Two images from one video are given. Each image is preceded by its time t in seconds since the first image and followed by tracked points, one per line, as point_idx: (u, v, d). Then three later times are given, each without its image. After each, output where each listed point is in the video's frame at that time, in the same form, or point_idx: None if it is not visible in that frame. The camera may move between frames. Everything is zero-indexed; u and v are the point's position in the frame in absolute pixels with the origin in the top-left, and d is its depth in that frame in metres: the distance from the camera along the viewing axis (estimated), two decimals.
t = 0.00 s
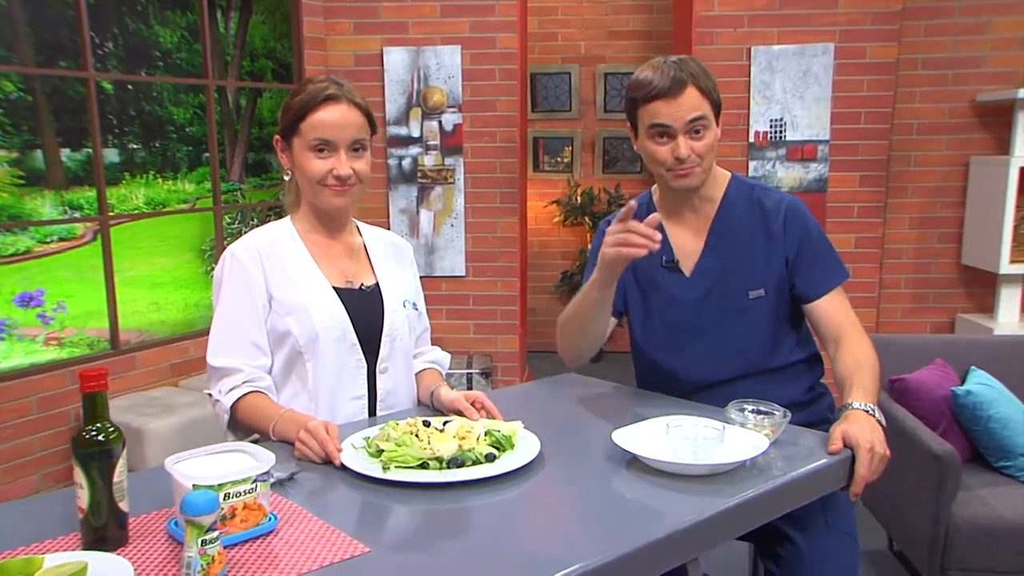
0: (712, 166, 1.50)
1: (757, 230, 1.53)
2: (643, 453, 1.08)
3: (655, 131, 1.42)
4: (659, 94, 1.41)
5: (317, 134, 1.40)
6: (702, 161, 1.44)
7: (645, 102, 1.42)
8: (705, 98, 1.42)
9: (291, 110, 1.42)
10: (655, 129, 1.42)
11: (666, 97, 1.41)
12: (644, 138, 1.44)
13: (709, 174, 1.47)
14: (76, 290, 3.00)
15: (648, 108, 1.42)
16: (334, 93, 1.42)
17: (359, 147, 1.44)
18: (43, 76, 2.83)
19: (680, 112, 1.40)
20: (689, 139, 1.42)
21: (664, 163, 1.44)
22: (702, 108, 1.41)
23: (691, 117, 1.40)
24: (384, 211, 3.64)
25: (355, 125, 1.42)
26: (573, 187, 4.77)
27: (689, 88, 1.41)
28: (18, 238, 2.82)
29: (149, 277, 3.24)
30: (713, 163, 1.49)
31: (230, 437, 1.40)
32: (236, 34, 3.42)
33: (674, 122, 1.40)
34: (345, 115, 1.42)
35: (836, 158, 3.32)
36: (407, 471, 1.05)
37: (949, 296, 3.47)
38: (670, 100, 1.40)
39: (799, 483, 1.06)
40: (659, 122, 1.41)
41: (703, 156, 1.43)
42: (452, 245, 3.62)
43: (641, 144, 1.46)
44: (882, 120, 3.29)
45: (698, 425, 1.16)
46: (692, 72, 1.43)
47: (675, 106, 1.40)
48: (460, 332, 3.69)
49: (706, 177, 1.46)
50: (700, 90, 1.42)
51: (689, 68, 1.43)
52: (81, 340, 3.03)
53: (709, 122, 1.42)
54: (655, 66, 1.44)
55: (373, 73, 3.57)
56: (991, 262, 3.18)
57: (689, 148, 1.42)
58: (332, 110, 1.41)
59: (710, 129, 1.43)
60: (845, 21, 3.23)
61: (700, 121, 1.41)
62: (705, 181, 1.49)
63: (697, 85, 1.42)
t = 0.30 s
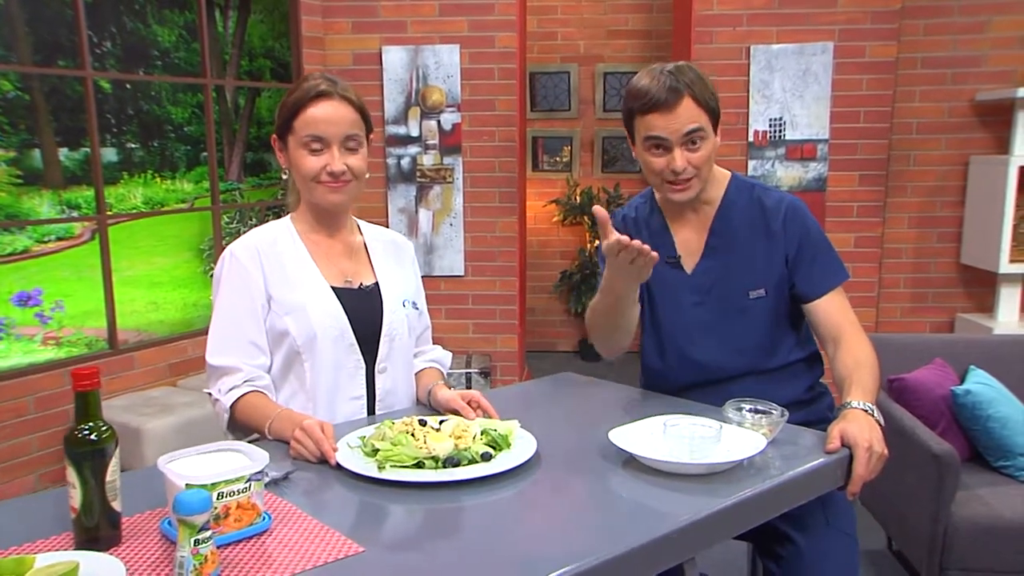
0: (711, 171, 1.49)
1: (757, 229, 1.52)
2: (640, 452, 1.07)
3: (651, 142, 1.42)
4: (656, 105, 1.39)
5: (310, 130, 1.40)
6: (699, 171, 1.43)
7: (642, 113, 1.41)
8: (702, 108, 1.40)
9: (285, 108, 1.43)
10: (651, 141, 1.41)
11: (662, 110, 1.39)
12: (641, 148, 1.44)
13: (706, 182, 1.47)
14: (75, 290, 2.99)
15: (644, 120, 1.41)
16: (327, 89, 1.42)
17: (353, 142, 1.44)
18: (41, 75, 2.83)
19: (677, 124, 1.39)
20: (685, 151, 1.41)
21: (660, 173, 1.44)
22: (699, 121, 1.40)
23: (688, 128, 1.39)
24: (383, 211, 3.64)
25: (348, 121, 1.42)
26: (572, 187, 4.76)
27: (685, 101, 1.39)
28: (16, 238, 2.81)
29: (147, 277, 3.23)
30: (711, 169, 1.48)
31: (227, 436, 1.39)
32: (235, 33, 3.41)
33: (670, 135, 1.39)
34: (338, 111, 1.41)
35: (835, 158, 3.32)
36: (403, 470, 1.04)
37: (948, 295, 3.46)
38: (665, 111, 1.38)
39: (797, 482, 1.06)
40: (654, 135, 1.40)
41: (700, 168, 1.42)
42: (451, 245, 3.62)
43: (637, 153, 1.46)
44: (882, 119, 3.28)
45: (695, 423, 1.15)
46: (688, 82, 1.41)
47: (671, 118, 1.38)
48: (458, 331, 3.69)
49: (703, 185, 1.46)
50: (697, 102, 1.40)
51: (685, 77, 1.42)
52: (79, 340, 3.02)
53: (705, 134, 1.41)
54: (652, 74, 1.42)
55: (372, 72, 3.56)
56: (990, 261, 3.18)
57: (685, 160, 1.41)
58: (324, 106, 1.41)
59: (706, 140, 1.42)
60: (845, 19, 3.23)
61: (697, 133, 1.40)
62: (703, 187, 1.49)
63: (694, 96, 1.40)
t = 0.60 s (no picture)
0: (720, 164, 1.49)
1: (765, 232, 1.52)
2: (642, 453, 1.07)
3: (663, 128, 1.42)
4: (668, 89, 1.39)
5: (310, 129, 1.40)
6: (709, 158, 1.43)
7: (654, 97, 1.41)
8: (714, 95, 1.40)
9: (286, 107, 1.43)
10: (663, 126, 1.41)
11: (675, 93, 1.39)
12: (652, 135, 1.44)
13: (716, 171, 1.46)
14: (78, 289, 3.00)
15: (656, 104, 1.41)
16: (327, 88, 1.42)
17: (353, 141, 1.44)
18: (44, 75, 2.83)
19: (689, 109, 1.39)
20: (697, 137, 1.41)
21: (670, 160, 1.43)
22: (712, 106, 1.40)
23: (700, 114, 1.39)
24: (386, 210, 3.64)
25: (347, 120, 1.42)
26: (575, 186, 4.75)
27: (699, 85, 1.39)
28: (19, 237, 2.81)
29: (150, 276, 3.24)
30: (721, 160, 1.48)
31: (227, 435, 1.39)
32: (238, 33, 3.41)
33: (682, 120, 1.39)
34: (338, 110, 1.41)
35: (839, 157, 3.31)
36: (404, 471, 1.04)
37: (953, 296, 3.45)
38: (677, 96, 1.38)
39: (799, 483, 1.05)
40: (666, 120, 1.40)
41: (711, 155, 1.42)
42: (454, 245, 3.61)
43: (648, 140, 1.45)
44: (886, 119, 3.27)
45: (697, 424, 1.15)
46: (701, 68, 1.41)
47: (683, 103, 1.39)
48: (461, 331, 3.68)
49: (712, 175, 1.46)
50: (710, 87, 1.40)
51: (698, 64, 1.42)
52: (83, 339, 3.03)
53: (718, 120, 1.41)
54: (665, 61, 1.43)
55: (375, 72, 3.56)
56: (995, 261, 3.16)
57: (697, 146, 1.41)
58: (324, 105, 1.41)
59: (718, 128, 1.42)
60: (849, 19, 3.22)
61: (709, 119, 1.40)
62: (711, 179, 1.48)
63: (707, 81, 1.40)
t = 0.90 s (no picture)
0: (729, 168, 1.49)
1: (770, 240, 1.50)
2: (647, 457, 1.06)
3: (675, 127, 1.41)
4: (680, 86, 1.40)
5: (314, 130, 1.41)
6: (722, 159, 1.42)
7: (665, 96, 1.42)
8: (725, 93, 1.41)
9: (289, 108, 1.43)
10: (677, 123, 1.40)
11: (688, 91, 1.40)
12: (663, 135, 1.43)
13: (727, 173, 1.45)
14: (85, 289, 3.02)
15: (669, 103, 1.41)
16: (329, 89, 1.42)
17: (357, 141, 1.44)
18: (54, 76, 2.85)
19: (702, 107, 1.39)
20: (711, 135, 1.40)
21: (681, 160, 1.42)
22: (723, 105, 1.40)
23: (713, 111, 1.39)
24: (393, 210, 3.64)
25: (350, 120, 1.42)
26: (582, 187, 4.75)
27: (711, 83, 1.40)
28: (29, 238, 2.84)
29: (159, 277, 3.25)
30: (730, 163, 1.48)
31: (231, 437, 1.39)
32: (246, 33, 3.42)
33: (697, 118, 1.39)
34: (341, 111, 1.42)
35: (848, 157, 3.29)
36: (408, 474, 1.04)
37: (962, 297, 3.43)
38: (689, 92, 1.39)
39: (806, 487, 1.04)
40: (680, 118, 1.40)
41: (725, 154, 1.41)
42: (461, 245, 3.61)
43: (659, 141, 1.44)
44: (895, 119, 3.25)
45: (702, 427, 1.14)
46: (712, 68, 1.42)
47: (696, 101, 1.39)
48: (468, 331, 3.68)
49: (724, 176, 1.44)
50: (722, 86, 1.41)
51: (708, 64, 1.43)
52: (91, 339, 3.05)
53: (730, 120, 1.41)
54: (673, 61, 1.44)
55: (383, 72, 3.56)
56: (1005, 263, 3.14)
57: (710, 145, 1.40)
58: (327, 105, 1.41)
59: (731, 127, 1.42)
60: (857, 18, 3.20)
61: (722, 118, 1.40)
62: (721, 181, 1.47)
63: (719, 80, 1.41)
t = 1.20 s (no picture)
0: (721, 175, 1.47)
1: (765, 246, 1.48)
2: (653, 462, 1.06)
3: (667, 128, 1.39)
4: (673, 87, 1.39)
5: (319, 133, 1.41)
6: (714, 162, 1.40)
7: (657, 97, 1.40)
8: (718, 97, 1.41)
9: (294, 112, 1.44)
10: (669, 124, 1.39)
11: (681, 92, 1.39)
12: (655, 136, 1.41)
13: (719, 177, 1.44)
14: (94, 290, 3.04)
15: (661, 104, 1.40)
16: (334, 92, 1.43)
17: (361, 145, 1.44)
18: (63, 77, 2.86)
19: (695, 109, 1.38)
20: (703, 138, 1.39)
21: (672, 162, 1.40)
22: (716, 108, 1.39)
23: (706, 113, 1.38)
24: (400, 211, 3.64)
25: (356, 123, 1.43)
26: (590, 187, 4.74)
27: (704, 87, 1.39)
28: (38, 238, 2.86)
29: (168, 277, 3.28)
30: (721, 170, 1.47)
31: (235, 440, 1.39)
32: (254, 34, 3.42)
33: (689, 119, 1.38)
34: (344, 114, 1.42)
35: (856, 158, 3.27)
36: (412, 478, 1.04)
37: (971, 299, 3.40)
38: (682, 94, 1.38)
39: (813, 493, 1.04)
40: (672, 119, 1.39)
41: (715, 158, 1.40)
42: (468, 246, 3.61)
43: (649, 142, 1.43)
44: (903, 119, 3.23)
45: (708, 432, 1.14)
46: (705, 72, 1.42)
47: (690, 103, 1.38)
48: (475, 332, 3.68)
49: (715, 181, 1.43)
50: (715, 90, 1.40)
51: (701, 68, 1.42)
52: (99, 339, 3.08)
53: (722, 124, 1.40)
54: (666, 64, 1.43)
55: (390, 73, 3.56)
56: (1014, 265, 3.12)
57: (703, 147, 1.39)
58: (333, 108, 1.42)
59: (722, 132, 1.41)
60: (866, 18, 3.18)
61: (715, 121, 1.39)
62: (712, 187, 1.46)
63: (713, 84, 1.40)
